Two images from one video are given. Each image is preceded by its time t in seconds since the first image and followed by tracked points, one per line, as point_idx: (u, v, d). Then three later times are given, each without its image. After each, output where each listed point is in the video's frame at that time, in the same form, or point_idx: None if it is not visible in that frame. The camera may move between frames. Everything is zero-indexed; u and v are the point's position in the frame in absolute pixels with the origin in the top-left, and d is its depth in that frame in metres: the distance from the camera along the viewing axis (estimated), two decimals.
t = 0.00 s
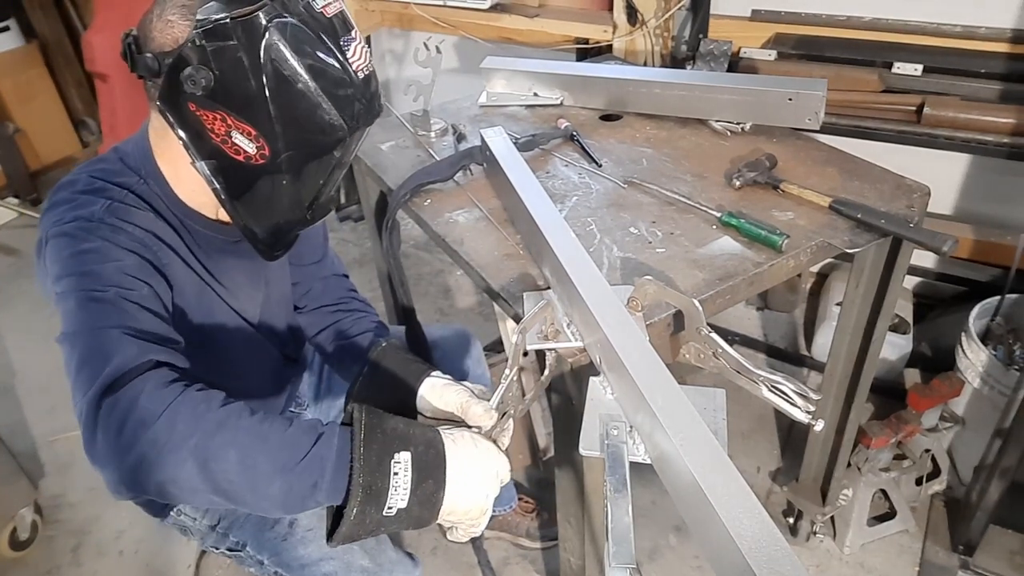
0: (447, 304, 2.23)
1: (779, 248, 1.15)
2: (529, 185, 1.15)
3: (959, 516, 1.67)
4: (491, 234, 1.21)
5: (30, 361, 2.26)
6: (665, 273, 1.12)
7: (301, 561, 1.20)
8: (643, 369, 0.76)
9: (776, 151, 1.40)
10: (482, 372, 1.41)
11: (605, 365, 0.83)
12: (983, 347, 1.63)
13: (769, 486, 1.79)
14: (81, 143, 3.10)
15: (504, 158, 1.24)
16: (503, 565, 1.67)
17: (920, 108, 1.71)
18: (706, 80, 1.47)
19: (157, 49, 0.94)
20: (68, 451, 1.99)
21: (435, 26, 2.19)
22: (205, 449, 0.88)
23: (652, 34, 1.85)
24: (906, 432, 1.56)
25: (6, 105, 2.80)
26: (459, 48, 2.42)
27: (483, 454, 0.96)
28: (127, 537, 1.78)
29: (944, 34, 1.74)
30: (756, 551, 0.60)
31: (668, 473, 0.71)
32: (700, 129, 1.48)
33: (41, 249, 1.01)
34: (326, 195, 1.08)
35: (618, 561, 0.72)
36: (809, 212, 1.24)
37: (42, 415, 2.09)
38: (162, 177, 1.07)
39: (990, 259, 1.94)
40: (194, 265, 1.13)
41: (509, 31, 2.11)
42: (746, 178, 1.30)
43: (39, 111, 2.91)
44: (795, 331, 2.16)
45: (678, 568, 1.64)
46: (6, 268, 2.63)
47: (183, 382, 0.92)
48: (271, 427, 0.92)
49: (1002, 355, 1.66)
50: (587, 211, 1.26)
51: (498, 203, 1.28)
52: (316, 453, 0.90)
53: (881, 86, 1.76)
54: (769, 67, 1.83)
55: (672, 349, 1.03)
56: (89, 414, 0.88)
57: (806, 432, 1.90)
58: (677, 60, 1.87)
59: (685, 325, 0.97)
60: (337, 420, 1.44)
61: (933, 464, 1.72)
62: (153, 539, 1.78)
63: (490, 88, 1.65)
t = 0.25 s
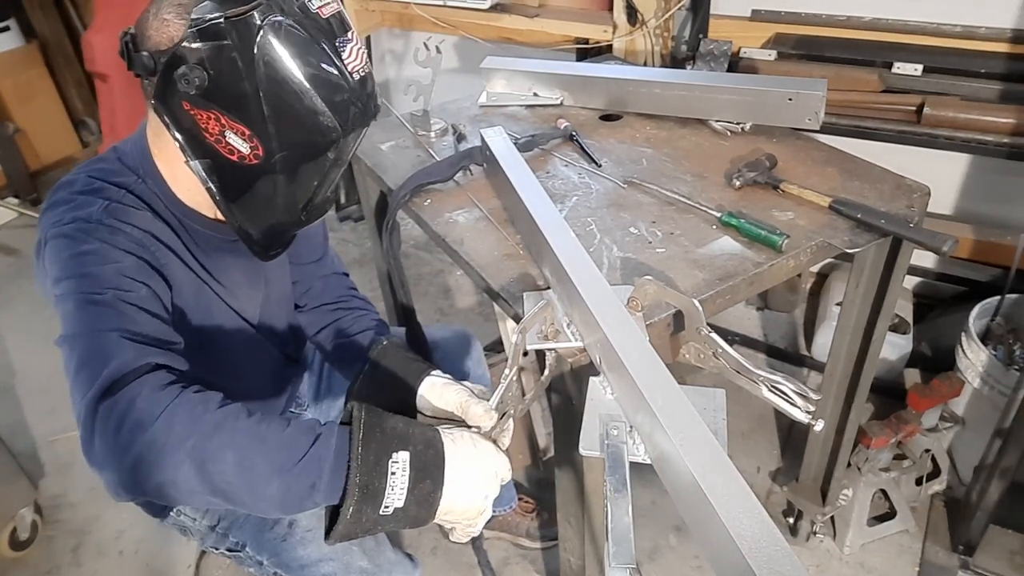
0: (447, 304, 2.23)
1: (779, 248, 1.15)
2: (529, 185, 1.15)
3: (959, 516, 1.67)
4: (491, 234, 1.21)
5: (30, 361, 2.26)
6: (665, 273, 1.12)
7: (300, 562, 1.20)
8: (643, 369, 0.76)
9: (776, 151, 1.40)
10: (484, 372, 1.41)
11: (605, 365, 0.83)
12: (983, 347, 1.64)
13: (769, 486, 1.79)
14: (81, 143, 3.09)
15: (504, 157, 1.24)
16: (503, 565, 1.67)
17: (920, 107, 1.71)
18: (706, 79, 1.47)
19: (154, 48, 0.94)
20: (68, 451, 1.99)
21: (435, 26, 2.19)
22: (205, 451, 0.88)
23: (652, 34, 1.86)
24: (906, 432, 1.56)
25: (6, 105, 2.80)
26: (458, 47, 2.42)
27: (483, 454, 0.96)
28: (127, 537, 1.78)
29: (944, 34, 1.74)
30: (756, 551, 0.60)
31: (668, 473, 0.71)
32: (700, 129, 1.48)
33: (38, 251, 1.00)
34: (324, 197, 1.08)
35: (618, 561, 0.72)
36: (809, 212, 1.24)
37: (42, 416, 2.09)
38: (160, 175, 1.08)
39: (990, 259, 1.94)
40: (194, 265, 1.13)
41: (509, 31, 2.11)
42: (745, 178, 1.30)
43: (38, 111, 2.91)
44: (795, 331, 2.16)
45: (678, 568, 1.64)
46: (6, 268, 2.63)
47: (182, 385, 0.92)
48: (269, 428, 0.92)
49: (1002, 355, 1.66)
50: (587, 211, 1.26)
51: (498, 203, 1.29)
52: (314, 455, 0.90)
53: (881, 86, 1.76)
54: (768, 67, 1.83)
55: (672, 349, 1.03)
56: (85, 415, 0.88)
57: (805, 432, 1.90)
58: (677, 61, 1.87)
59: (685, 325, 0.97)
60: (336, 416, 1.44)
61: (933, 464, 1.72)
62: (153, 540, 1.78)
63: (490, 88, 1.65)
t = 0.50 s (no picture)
0: (448, 305, 2.23)
1: (781, 248, 1.15)
2: (531, 186, 1.15)
3: (961, 516, 1.67)
4: (492, 233, 1.21)
5: (31, 361, 2.26)
6: (666, 273, 1.12)
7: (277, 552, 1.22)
8: (645, 369, 0.76)
9: (778, 151, 1.40)
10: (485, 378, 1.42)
11: (606, 365, 0.83)
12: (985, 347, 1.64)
13: (771, 486, 1.79)
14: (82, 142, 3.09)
15: (505, 156, 1.24)
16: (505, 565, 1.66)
17: (922, 107, 1.71)
18: (708, 79, 1.47)
19: None
20: (69, 451, 1.99)
21: (437, 25, 2.19)
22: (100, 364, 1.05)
23: (654, 33, 1.86)
24: (909, 432, 1.55)
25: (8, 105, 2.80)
26: (460, 47, 2.42)
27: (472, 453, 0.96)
28: (128, 537, 1.78)
29: (946, 34, 1.74)
30: (756, 551, 0.60)
31: (668, 473, 0.71)
32: (702, 129, 1.48)
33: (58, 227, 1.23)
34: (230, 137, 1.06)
35: (619, 561, 0.72)
36: (811, 212, 1.24)
37: (43, 416, 2.09)
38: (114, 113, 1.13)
39: (992, 259, 1.95)
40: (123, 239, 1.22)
41: (511, 31, 2.12)
42: (747, 178, 1.30)
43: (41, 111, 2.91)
44: (797, 331, 2.16)
45: (679, 568, 1.64)
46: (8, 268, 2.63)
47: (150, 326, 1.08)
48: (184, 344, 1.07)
49: (1004, 355, 1.66)
50: (589, 211, 1.26)
51: (499, 202, 1.29)
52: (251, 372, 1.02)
53: (883, 85, 1.76)
54: (770, 67, 1.83)
55: (673, 349, 1.02)
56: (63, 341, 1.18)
57: (807, 432, 1.90)
58: (679, 61, 1.87)
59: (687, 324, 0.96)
60: (332, 405, 1.45)
61: (935, 464, 1.72)
62: (155, 539, 1.78)
63: (492, 88, 1.65)
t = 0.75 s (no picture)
0: (448, 305, 2.23)
1: (781, 248, 1.15)
2: (531, 186, 1.15)
3: (961, 516, 1.67)
4: (492, 233, 1.21)
5: (31, 361, 2.26)
6: (667, 273, 1.12)
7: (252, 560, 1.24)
8: (645, 369, 0.76)
9: (778, 151, 1.40)
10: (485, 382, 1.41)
11: (606, 365, 0.83)
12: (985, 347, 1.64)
13: (771, 486, 1.79)
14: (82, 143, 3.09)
15: (504, 156, 1.24)
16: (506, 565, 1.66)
17: (922, 107, 1.71)
18: (708, 79, 1.47)
19: None
20: (69, 451, 1.99)
21: (437, 25, 2.19)
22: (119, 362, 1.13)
23: (654, 33, 1.86)
24: (909, 432, 1.55)
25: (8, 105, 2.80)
26: (460, 47, 2.42)
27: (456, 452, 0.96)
28: (128, 537, 1.78)
29: (946, 34, 1.74)
30: (757, 551, 0.60)
31: (668, 473, 0.71)
32: (702, 129, 1.48)
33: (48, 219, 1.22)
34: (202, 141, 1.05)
35: (619, 561, 0.72)
36: (811, 212, 1.24)
37: (43, 416, 2.09)
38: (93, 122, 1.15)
39: (993, 259, 1.94)
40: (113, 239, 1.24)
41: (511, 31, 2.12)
42: (747, 178, 1.30)
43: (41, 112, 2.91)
44: (797, 331, 2.16)
45: (679, 568, 1.64)
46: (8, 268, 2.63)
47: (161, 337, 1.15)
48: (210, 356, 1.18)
49: (1004, 355, 1.66)
50: (589, 210, 1.26)
51: (499, 202, 1.29)
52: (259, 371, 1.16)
53: (883, 85, 1.76)
54: (770, 67, 1.83)
55: (673, 349, 1.02)
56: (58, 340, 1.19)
57: (807, 432, 1.90)
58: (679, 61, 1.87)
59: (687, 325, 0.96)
60: (328, 411, 1.45)
61: (935, 464, 1.72)
62: (154, 539, 1.78)
63: (492, 88, 1.65)
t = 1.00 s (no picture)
0: (449, 305, 2.23)
1: (781, 248, 1.15)
2: (531, 186, 1.15)
3: (961, 516, 1.67)
4: (492, 233, 1.21)
5: (32, 361, 2.26)
6: (667, 273, 1.12)
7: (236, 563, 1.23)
8: (645, 369, 0.76)
9: (778, 151, 1.40)
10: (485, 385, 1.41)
11: (606, 365, 0.83)
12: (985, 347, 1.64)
13: (771, 486, 1.79)
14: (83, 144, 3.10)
15: (505, 156, 1.24)
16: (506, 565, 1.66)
17: (922, 107, 1.71)
18: (708, 79, 1.47)
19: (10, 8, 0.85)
20: (69, 451, 1.99)
21: (437, 25, 2.19)
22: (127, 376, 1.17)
23: (654, 33, 1.86)
24: (909, 432, 1.55)
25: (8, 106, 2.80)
26: (460, 47, 2.42)
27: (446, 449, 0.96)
28: (128, 537, 1.78)
29: (946, 34, 1.74)
30: (757, 551, 0.60)
31: (668, 473, 0.71)
32: (702, 129, 1.48)
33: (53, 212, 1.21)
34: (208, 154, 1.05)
35: (619, 561, 0.72)
36: (811, 212, 1.24)
37: (44, 416, 2.09)
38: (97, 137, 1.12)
39: (993, 259, 1.94)
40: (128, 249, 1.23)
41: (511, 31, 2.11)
42: (747, 178, 1.30)
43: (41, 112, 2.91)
44: (797, 331, 2.16)
45: (679, 568, 1.64)
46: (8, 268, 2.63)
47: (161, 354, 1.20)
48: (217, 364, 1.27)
49: (1005, 355, 1.66)
50: (589, 210, 1.26)
51: (499, 202, 1.29)
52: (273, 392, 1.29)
53: (883, 85, 1.76)
54: (770, 67, 1.83)
55: (673, 349, 1.02)
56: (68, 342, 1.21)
57: (807, 432, 1.90)
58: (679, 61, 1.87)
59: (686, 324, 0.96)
60: (325, 412, 1.45)
61: (935, 464, 1.72)
62: (154, 539, 1.78)
63: (492, 88, 1.65)
